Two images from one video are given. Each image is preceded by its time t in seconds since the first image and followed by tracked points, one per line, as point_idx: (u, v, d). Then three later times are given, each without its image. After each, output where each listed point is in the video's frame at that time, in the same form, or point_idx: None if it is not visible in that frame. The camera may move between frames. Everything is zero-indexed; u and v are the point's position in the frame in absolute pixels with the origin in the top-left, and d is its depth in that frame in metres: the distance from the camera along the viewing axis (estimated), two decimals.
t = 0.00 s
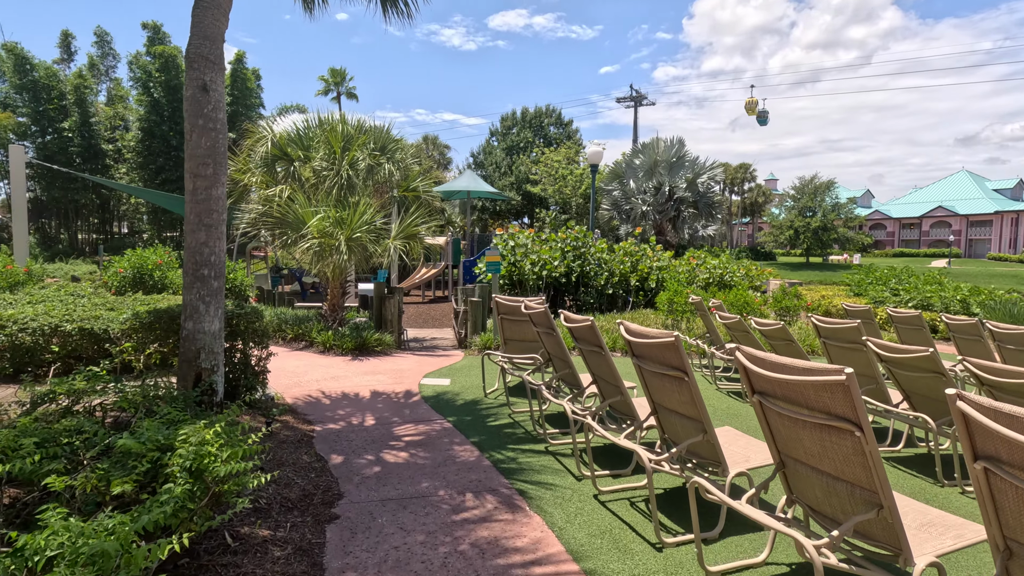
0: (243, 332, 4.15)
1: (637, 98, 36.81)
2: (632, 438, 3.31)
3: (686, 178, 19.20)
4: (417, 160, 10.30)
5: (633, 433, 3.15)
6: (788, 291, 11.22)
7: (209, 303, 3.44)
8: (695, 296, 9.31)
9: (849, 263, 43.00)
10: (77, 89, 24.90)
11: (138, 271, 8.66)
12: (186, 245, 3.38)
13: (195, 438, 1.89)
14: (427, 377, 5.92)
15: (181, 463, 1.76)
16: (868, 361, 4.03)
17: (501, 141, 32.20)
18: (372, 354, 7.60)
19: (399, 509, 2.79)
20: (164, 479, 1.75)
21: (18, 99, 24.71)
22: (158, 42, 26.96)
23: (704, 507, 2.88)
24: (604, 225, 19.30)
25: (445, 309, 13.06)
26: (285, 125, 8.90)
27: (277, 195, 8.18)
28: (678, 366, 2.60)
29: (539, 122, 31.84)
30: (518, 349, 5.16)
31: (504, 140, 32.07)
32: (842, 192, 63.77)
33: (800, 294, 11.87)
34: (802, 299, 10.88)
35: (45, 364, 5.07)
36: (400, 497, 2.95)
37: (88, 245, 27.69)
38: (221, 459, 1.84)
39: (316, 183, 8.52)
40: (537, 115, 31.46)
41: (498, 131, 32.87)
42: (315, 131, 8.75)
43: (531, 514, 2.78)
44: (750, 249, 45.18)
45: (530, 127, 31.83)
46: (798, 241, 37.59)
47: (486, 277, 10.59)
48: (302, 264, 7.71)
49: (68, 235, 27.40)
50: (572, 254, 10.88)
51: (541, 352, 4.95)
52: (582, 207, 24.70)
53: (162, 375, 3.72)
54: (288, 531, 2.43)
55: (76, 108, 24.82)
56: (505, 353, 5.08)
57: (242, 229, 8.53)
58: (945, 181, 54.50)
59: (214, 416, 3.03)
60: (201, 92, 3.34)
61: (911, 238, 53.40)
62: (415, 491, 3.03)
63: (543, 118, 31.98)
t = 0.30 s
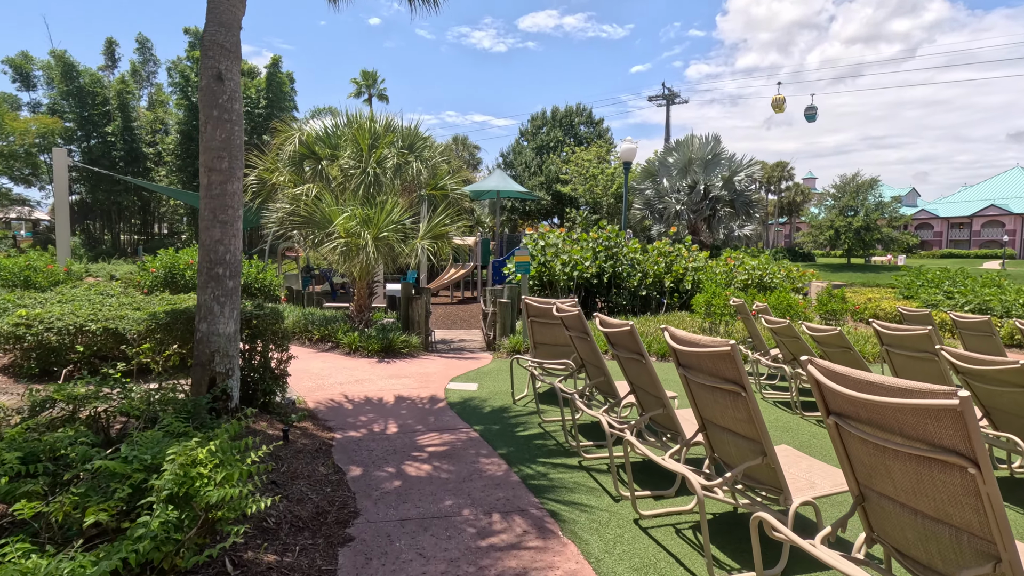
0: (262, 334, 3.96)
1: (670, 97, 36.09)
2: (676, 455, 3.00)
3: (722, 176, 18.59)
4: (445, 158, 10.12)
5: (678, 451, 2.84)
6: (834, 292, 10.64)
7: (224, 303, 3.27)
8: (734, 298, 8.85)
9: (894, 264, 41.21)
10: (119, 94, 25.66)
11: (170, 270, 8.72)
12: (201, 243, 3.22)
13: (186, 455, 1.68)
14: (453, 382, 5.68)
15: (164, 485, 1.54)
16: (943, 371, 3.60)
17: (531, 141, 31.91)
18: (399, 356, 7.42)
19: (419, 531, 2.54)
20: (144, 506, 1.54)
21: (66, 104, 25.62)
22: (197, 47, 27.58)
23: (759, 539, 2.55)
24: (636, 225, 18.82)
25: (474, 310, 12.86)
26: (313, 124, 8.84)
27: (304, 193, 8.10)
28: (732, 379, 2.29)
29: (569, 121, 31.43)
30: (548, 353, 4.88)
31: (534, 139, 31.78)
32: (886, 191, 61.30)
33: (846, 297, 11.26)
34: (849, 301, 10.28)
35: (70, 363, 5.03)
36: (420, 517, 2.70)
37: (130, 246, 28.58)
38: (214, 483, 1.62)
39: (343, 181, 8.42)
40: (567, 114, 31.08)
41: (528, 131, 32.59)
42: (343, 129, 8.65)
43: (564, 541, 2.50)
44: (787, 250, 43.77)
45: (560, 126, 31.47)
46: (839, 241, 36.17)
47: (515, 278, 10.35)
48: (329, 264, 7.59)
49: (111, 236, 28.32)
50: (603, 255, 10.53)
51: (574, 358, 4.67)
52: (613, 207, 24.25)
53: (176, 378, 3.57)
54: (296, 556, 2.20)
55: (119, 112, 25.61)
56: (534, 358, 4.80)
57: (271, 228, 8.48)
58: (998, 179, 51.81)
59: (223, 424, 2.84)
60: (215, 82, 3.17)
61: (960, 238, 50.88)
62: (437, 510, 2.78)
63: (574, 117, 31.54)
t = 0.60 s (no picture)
0: (278, 338, 3.77)
1: (699, 94, 35.30)
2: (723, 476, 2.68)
3: (755, 173, 18.00)
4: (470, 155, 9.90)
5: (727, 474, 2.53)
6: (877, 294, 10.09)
7: (234, 305, 3.07)
8: (772, 301, 8.40)
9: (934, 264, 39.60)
10: (152, 97, 26.17)
11: (194, 270, 8.69)
12: (210, 241, 3.03)
13: (168, 485, 1.47)
14: (477, 387, 5.44)
15: (136, 523, 1.33)
16: None
17: (556, 139, 31.54)
18: (421, 359, 7.22)
19: (438, 560, 2.29)
20: (114, 547, 1.33)
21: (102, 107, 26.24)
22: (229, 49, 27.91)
23: None
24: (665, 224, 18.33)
25: (498, 310, 12.62)
26: (337, 121, 8.71)
27: (326, 191, 7.99)
28: (794, 396, 1.99)
29: (596, 119, 30.97)
30: (578, 359, 4.59)
31: (559, 137, 31.40)
32: (925, 188, 59.06)
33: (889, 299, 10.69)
34: (893, 304, 9.73)
35: (89, 364, 4.94)
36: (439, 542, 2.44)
37: (163, 246, 29.19)
38: (198, 518, 1.40)
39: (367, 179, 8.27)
40: (593, 112, 30.62)
41: (553, 129, 32.22)
42: (366, 126, 8.50)
43: None
44: (821, 250, 42.46)
45: (586, 124, 31.03)
46: (876, 241, 34.89)
47: (541, 278, 10.07)
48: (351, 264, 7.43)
49: (144, 236, 28.97)
50: (633, 254, 10.18)
51: (605, 365, 4.37)
52: (641, 205, 23.76)
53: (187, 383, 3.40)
54: None
55: (152, 115, 26.15)
56: (563, 364, 4.52)
57: (294, 227, 8.39)
58: None
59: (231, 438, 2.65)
60: (225, 69, 2.98)
61: (1005, 237, 48.65)
62: (458, 534, 2.52)
63: (600, 114, 31.03)
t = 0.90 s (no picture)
0: (295, 339, 3.57)
1: (727, 90, 34.51)
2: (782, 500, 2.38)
3: (789, 170, 17.38)
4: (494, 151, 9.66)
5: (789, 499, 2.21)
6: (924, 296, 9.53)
7: (245, 304, 2.87)
8: (812, 302, 7.95)
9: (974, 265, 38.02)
10: (182, 99, 26.60)
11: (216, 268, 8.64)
12: (220, 236, 2.84)
13: (147, 519, 1.26)
14: (501, 392, 5.17)
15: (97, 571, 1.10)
16: None
17: (580, 137, 31.12)
18: (444, 360, 7.00)
19: None
20: None
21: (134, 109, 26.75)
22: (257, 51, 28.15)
23: None
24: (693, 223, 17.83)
25: (522, 310, 12.35)
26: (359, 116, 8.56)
27: (348, 188, 7.87)
28: (880, 415, 1.70)
29: (621, 116, 30.45)
30: (610, 363, 4.30)
31: (584, 135, 30.98)
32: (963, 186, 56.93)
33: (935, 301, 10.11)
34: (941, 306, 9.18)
35: (107, 364, 4.83)
36: (461, 570, 2.19)
37: (192, 245, 29.72)
38: (177, 561, 1.18)
39: (389, 176, 8.10)
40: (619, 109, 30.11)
41: (577, 126, 31.79)
42: (389, 121, 8.33)
43: None
44: (854, 249, 41.15)
45: (611, 122, 30.54)
46: (913, 240, 33.62)
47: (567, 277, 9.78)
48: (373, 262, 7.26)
49: (174, 236, 29.51)
50: (662, 253, 9.81)
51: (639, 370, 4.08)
52: (667, 204, 23.24)
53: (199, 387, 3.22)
54: None
55: (182, 116, 26.59)
56: (594, 369, 4.23)
57: (315, 225, 8.26)
58: None
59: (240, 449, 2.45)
60: (235, 51, 2.79)
61: None
62: (484, 560, 2.27)
63: (625, 111, 30.49)
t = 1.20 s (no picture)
0: (305, 345, 3.32)
1: (755, 86, 33.62)
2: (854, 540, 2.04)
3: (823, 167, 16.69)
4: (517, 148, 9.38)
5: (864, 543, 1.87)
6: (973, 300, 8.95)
7: (246, 309, 2.63)
8: (855, 306, 7.47)
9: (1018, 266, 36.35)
10: (210, 100, 26.90)
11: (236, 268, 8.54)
12: (221, 234, 2.61)
13: None
14: (524, 400, 4.86)
15: None
16: None
17: (604, 135, 30.60)
18: (465, 364, 6.74)
19: None
20: None
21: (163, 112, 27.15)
22: (284, 52, 28.36)
23: None
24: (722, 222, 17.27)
25: (545, 312, 12.02)
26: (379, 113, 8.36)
27: (367, 186, 7.70)
28: (1002, 457, 1.34)
29: (646, 114, 29.86)
30: (642, 373, 3.97)
31: (608, 133, 30.47)
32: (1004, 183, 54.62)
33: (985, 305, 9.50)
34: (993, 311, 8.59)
35: (119, 368, 4.67)
36: None
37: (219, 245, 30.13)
38: None
39: (409, 173, 7.88)
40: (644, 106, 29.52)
41: (601, 125, 31.29)
42: (409, 117, 8.11)
43: None
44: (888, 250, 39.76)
45: (636, 119, 29.97)
46: (952, 240, 32.26)
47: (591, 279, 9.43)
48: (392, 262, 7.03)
49: (202, 236, 29.89)
50: (692, 254, 9.39)
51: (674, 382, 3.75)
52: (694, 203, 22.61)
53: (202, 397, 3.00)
54: None
55: (210, 117, 26.90)
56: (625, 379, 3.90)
57: (334, 224, 8.08)
58: None
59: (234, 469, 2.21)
60: (236, 32, 2.55)
61: None
62: None
63: (651, 109, 29.89)
